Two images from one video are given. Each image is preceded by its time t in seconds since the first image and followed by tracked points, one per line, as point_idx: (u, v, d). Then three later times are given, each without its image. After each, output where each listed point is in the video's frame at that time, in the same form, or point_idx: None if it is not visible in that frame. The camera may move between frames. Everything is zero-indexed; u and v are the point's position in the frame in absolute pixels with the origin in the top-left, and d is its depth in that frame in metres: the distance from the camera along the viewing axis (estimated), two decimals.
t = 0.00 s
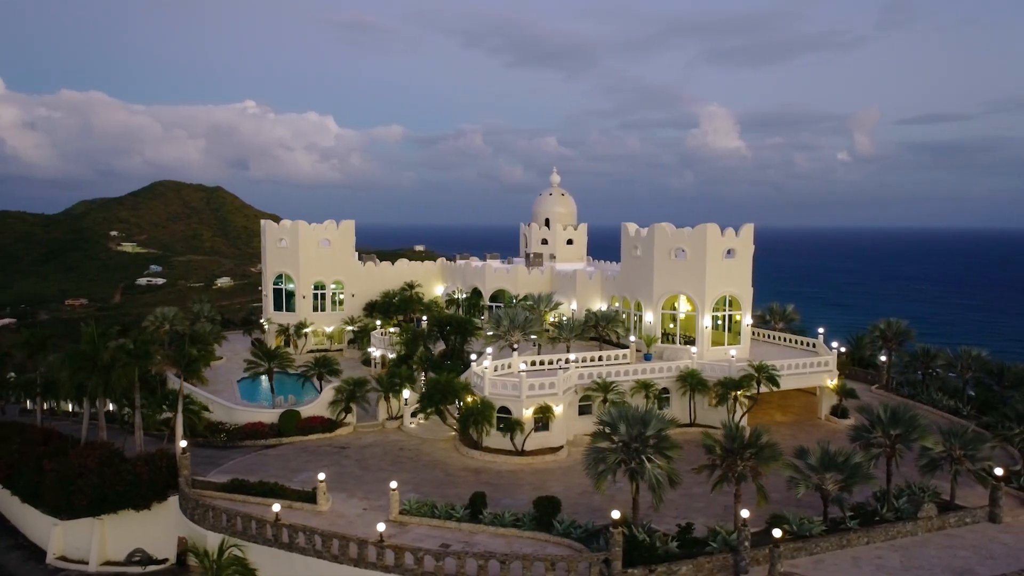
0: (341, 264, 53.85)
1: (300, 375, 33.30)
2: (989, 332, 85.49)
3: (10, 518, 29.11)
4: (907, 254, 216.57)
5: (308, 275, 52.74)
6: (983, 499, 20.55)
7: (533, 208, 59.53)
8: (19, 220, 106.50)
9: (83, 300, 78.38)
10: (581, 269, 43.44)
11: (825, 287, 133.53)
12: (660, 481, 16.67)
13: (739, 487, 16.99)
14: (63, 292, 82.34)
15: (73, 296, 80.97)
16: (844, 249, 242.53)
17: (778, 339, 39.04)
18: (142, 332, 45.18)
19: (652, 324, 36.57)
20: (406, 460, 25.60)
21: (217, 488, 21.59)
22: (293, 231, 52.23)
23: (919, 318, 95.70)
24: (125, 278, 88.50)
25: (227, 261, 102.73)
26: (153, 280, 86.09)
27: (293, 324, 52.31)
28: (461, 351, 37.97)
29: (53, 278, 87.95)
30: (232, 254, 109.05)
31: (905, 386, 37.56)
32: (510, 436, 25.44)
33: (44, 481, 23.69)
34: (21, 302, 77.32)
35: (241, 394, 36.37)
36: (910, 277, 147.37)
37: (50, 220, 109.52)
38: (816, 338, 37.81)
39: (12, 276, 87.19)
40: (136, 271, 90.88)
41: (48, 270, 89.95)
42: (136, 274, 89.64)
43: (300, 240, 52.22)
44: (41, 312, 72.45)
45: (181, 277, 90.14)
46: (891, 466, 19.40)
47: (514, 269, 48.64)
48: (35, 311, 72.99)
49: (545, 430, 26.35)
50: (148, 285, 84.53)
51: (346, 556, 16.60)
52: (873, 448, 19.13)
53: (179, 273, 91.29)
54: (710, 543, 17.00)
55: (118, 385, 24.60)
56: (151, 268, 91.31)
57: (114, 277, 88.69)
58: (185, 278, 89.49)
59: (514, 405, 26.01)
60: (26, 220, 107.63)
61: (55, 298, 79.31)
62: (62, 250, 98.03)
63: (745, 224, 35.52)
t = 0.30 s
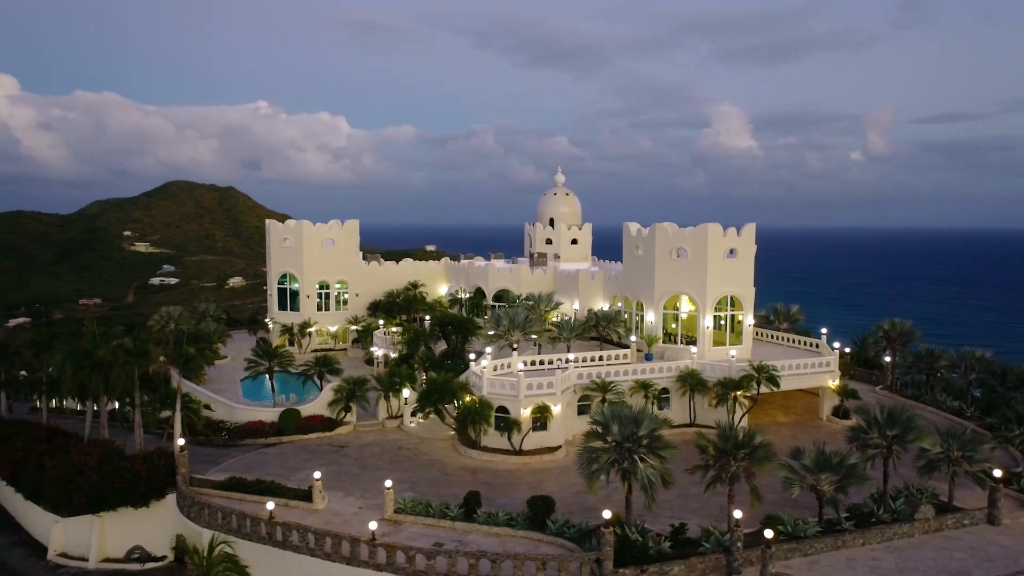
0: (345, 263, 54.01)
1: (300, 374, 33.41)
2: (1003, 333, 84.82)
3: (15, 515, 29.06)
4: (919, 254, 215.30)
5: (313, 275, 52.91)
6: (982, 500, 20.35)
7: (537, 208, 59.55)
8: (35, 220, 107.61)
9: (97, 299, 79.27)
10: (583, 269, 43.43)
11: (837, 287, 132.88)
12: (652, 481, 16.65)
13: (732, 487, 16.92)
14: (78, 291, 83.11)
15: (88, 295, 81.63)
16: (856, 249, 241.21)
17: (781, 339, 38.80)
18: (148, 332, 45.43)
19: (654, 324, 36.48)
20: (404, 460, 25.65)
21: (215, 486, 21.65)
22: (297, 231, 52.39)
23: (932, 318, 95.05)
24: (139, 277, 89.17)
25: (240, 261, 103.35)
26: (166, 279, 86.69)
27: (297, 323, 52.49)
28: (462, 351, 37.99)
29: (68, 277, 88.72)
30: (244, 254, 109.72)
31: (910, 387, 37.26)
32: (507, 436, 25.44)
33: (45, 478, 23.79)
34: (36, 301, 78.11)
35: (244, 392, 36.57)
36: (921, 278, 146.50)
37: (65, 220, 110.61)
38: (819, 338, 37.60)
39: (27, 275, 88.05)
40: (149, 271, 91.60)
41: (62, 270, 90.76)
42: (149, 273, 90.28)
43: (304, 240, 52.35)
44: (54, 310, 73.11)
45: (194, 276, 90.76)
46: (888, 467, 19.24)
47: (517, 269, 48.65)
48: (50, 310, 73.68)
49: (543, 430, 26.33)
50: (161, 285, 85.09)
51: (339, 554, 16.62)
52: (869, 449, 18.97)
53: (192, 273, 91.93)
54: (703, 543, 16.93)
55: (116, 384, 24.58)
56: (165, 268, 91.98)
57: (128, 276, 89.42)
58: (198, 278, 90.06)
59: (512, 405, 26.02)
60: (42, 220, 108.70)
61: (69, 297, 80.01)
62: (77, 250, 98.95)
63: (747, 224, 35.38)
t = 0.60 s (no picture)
0: (351, 262, 54.20)
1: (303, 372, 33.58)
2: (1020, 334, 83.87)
3: (21, 510, 29.38)
4: (935, 254, 213.31)
5: (319, 274, 53.14)
6: (983, 502, 20.13)
7: (544, 208, 59.56)
8: (52, 220, 108.91)
9: (113, 298, 79.57)
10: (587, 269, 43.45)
11: (851, 287, 131.91)
12: (647, 481, 16.67)
13: (727, 488, 16.86)
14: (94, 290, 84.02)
15: (104, 294, 82.53)
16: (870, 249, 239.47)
17: (786, 339, 38.56)
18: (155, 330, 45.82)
19: (657, 324, 36.40)
20: (403, 459, 25.74)
21: (215, 483, 21.77)
22: (303, 230, 52.64)
23: (948, 319, 94.13)
24: (154, 276, 90.09)
25: (254, 261, 104.04)
26: (182, 278, 87.38)
27: (303, 323, 52.71)
28: (465, 351, 38.06)
29: (84, 276, 89.83)
30: (259, 254, 110.45)
31: (917, 388, 36.89)
32: (507, 435, 25.50)
33: (49, 474, 23.95)
34: (53, 299, 79.07)
35: (248, 391, 36.82)
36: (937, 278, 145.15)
37: (82, 220, 111.83)
38: (824, 338, 37.34)
39: (44, 275, 89.18)
40: (165, 270, 92.50)
41: (78, 269, 91.81)
42: (165, 272, 91.14)
43: (311, 239, 52.59)
44: (71, 309, 73.99)
45: (208, 276, 91.42)
46: (886, 468, 19.11)
47: (522, 268, 48.67)
48: (67, 308, 74.55)
49: (543, 429, 26.36)
50: (176, 284, 85.73)
51: (333, 551, 16.68)
52: (868, 450, 18.81)
53: (206, 272, 92.64)
54: (698, 544, 16.88)
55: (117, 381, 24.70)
56: (180, 267, 92.78)
57: (143, 276, 90.26)
58: (212, 277, 90.75)
59: (512, 404, 26.07)
60: (59, 219, 109.97)
61: (86, 296, 81.02)
62: (94, 249, 100.03)
63: (751, 224, 35.23)
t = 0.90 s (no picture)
0: (359, 262, 54.43)
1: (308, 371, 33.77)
2: None
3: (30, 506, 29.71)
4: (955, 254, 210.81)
5: (327, 273, 53.41)
6: (987, 505, 19.90)
7: (552, 207, 59.55)
8: (72, 220, 110.38)
9: (130, 297, 80.46)
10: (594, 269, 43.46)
11: (869, 288, 130.64)
12: (642, 481, 16.69)
13: (724, 488, 16.78)
14: (112, 289, 85.00)
15: (123, 293, 83.52)
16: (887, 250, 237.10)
17: (794, 339, 38.26)
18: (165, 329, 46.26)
19: (662, 324, 36.28)
20: (405, 457, 25.83)
21: (217, 480, 21.92)
22: (312, 230, 52.93)
23: (969, 321, 92.93)
24: (172, 276, 91.07)
25: (271, 260, 104.78)
26: (199, 278, 88.05)
27: (311, 322, 52.97)
28: (470, 350, 38.11)
29: (103, 275, 91.00)
30: (275, 254, 111.17)
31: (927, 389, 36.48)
32: (508, 434, 25.54)
33: (54, 471, 24.18)
34: (72, 299, 80.09)
35: (255, 389, 37.09)
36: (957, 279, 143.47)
37: (100, 220, 113.18)
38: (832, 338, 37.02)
39: (63, 274, 90.43)
40: (182, 269, 93.50)
41: (97, 268, 93.00)
42: (183, 272, 92.08)
43: (319, 239, 52.87)
44: (89, 308, 74.95)
45: (225, 275, 92.06)
46: (888, 469, 18.93)
47: (528, 268, 48.68)
48: (85, 307, 75.52)
49: (545, 429, 26.37)
50: (193, 283, 86.40)
51: (330, 549, 16.73)
52: (868, 452, 18.64)
53: (223, 271, 93.36)
54: (695, 544, 16.81)
55: (121, 378, 24.88)
56: (197, 266, 93.69)
57: (161, 275, 91.19)
58: (229, 276, 91.39)
59: (513, 404, 26.09)
60: (78, 220, 111.39)
61: (103, 295, 82.01)
62: (112, 249, 101.18)
63: (757, 223, 35.02)
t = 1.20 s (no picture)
0: (369, 261, 54.67)
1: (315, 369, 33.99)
2: None
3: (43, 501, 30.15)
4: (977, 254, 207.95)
5: (337, 272, 53.70)
6: (993, 507, 19.61)
7: (562, 207, 59.50)
8: (94, 220, 111.95)
9: (151, 297, 81.48)
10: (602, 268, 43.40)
11: (889, 288, 129.17)
12: (640, 480, 16.69)
13: (723, 488, 16.69)
14: (132, 288, 86.12)
15: (143, 292, 84.62)
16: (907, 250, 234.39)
17: (804, 340, 37.89)
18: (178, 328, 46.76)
19: (670, 323, 36.13)
20: (409, 456, 25.93)
21: (222, 476, 22.08)
22: (322, 229, 53.26)
23: (992, 322, 91.57)
24: (191, 276, 92.12)
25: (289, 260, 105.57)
26: (218, 277, 88.86)
27: (322, 321, 53.27)
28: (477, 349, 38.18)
29: (123, 275, 92.30)
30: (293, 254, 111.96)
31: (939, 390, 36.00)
32: (512, 433, 25.57)
33: (64, 466, 24.48)
34: (93, 298, 81.27)
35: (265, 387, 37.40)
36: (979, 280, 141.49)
37: (122, 220, 114.80)
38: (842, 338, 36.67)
39: (85, 273, 91.84)
40: (202, 269, 94.56)
41: (117, 268, 94.28)
42: (202, 272, 93.09)
43: (330, 238, 53.18)
44: (110, 306, 76.03)
45: (244, 275, 92.82)
46: (891, 470, 18.73)
47: (537, 267, 48.66)
48: (105, 306, 76.60)
49: (549, 428, 26.39)
50: (212, 283, 87.16)
51: (329, 546, 16.82)
52: (871, 453, 18.43)
53: (243, 271, 94.18)
54: (693, 544, 16.73)
55: (128, 375, 25.11)
56: (216, 266, 94.68)
57: (181, 275, 92.23)
58: (248, 276, 92.12)
59: (517, 403, 26.12)
60: (100, 219, 112.96)
61: (123, 294, 83.11)
62: (133, 249, 102.48)
63: (765, 222, 34.74)
